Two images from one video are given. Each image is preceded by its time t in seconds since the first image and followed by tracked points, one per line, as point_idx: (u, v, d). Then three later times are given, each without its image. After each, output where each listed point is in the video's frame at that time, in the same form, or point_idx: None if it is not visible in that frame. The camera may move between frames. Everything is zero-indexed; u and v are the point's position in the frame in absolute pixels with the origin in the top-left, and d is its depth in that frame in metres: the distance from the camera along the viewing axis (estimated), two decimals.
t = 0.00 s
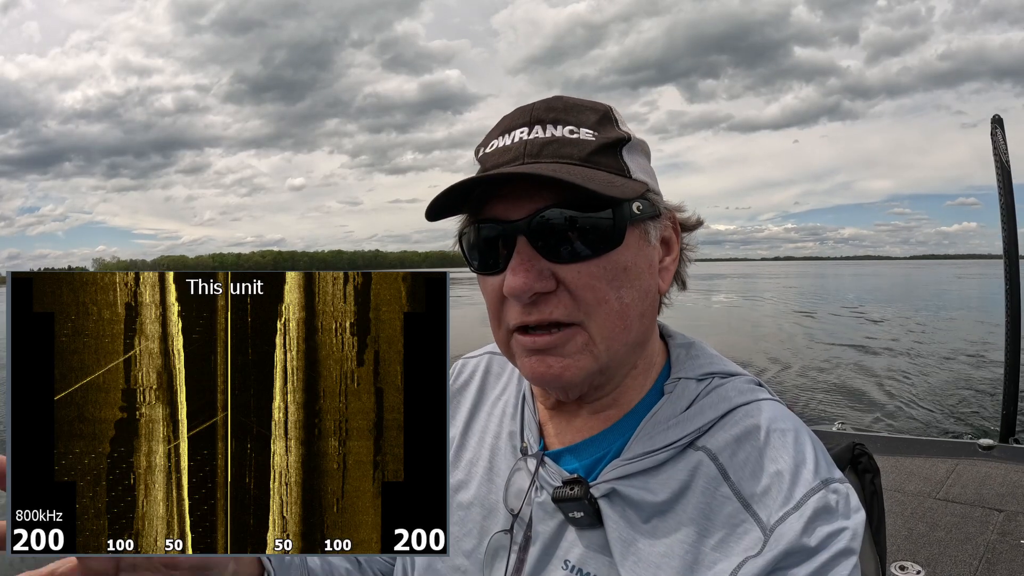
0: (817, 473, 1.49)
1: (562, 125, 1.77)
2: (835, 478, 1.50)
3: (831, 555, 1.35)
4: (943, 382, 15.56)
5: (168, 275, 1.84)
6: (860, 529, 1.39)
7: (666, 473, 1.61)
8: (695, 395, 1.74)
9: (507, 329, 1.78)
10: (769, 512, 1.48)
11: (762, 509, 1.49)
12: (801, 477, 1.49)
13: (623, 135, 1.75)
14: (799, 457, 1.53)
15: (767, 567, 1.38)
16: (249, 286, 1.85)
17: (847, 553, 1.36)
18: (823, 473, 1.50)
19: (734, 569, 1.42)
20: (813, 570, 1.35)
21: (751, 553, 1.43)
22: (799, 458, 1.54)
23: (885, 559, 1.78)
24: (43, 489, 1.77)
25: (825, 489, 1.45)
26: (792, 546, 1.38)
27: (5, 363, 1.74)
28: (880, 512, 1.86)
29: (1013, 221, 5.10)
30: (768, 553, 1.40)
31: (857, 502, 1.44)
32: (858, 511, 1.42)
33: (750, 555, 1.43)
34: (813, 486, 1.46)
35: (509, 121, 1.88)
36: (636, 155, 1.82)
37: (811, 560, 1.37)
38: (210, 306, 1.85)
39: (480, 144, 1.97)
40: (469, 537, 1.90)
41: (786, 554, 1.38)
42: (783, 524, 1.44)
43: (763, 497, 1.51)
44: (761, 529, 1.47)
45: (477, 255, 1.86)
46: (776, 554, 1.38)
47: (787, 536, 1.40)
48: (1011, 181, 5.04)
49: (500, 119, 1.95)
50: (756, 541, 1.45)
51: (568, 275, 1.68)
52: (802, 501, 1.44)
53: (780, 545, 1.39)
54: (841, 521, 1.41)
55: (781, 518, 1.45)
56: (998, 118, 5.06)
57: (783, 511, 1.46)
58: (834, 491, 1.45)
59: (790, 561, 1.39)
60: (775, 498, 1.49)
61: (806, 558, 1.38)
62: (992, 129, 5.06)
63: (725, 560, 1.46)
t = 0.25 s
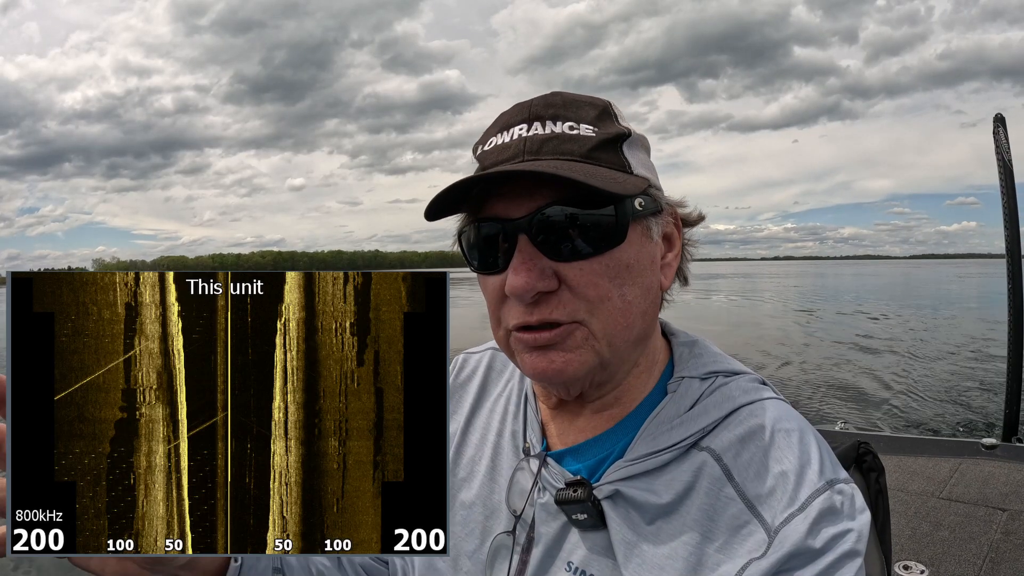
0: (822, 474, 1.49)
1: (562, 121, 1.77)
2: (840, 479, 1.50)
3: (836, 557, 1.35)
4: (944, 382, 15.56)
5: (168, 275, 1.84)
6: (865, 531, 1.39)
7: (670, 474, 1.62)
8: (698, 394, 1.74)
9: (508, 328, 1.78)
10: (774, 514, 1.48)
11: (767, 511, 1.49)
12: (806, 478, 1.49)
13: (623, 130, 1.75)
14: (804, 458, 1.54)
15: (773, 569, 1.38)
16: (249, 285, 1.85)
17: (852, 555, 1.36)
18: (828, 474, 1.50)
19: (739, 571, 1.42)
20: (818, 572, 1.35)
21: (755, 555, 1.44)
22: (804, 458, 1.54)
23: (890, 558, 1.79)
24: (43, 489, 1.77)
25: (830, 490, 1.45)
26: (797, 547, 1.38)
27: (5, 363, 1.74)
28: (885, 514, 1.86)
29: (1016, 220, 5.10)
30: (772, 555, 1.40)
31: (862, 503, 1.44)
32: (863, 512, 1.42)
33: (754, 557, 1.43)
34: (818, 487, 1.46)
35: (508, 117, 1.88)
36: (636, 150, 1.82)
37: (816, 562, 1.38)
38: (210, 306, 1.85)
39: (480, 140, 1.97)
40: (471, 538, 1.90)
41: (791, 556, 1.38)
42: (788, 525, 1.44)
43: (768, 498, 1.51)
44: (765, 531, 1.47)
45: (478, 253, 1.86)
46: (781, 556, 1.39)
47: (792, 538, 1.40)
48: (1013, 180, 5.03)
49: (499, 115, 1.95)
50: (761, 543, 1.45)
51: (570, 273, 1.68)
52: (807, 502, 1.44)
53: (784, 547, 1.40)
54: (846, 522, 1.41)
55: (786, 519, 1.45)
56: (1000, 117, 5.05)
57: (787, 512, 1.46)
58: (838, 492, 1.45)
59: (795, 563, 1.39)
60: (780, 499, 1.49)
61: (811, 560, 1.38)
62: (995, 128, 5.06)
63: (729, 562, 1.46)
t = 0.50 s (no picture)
0: (814, 473, 1.49)
1: (553, 121, 1.78)
2: (833, 478, 1.49)
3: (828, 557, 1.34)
4: (944, 382, 15.55)
5: (168, 274, 1.84)
6: (858, 531, 1.38)
7: (661, 473, 1.62)
8: (690, 393, 1.75)
9: (500, 329, 1.78)
10: (766, 513, 1.48)
11: (759, 510, 1.50)
12: (798, 477, 1.49)
13: (614, 129, 1.76)
14: (796, 456, 1.54)
15: (764, 569, 1.38)
16: (249, 286, 1.85)
17: (844, 556, 1.36)
18: (820, 472, 1.50)
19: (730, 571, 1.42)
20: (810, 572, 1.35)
21: (747, 555, 1.44)
22: (796, 457, 1.54)
23: (884, 559, 1.79)
24: (43, 489, 1.77)
25: (822, 490, 1.45)
26: (788, 547, 1.38)
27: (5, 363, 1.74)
28: (879, 515, 1.85)
29: (1015, 219, 5.11)
30: (764, 554, 1.40)
31: (855, 502, 1.44)
32: (856, 511, 1.41)
33: (746, 556, 1.44)
34: (810, 486, 1.45)
35: (499, 118, 1.88)
36: (628, 150, 1.82)
37: (809, 562, 1.37)
38: (210, 306, 1.85)
39: (471, 141, 1.97)
40: (463, 537, 1.94)
41: (783, 555, 1.38)
42: (780, 525, 1.44)
43: (760, 497, 1.51)
44: (757, 530, 1.47)
45: (471, 254, 1.86)
46: (773, 556, 1.39)
47: (784, 537, 1.40)
48: (1013, 179, 5.04)
49: (489, 116, 1.95)
50: (752, 542, 1.45)
51: (561, 273, 1.68)
52: (799, 502, 1.44)
53: (776, 547, 1.40)
54: (838, 522, 1.41)
55: (778, 518, 1.45)
56: (1000, 116, 5.06)
57: (780, 511, 1.46)
58: (831, 491, 1.45)
59: (788, 563, 1.39)
60: (772, 498, 1.49)
61: (804, 560, 1.38)
62: (994, 127, 5.06)
63: (720, 561, 1.47)
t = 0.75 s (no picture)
0: (800, 483, 1.47)
1: (547, 119, 1.75)
2: (821, 487, 1.47)
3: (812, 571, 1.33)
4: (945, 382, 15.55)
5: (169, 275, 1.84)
6: (845, 544, 1.35)
7: (645, 479, 1.61)
8: (676, 398, 1.75)
9: (493, 329, 1.76)
10: (750, 524, 1.48)
11: (743, 520, 1.50)
12: (784, 487, 1.48)
13: (608, 130, 1.75)
14: (783, 465, 1.52)
15: None
16: (249, 285, 1.85)
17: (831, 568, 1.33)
18: (807, 482, 1.48)
19: None
20: None
21: (729, 566, 1.44)
22: (782, 466, 1.52)
23: (881, 566, 1.76)
24: (43, 489, 1.77)
25: (807, 501, 1.44)
26: (771, 560, 1.38)
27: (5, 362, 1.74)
28: (877, 522, 1.81)
29: (1016, 221, 5.11)
30: (746, 566, 1.40)
31: (843, 512, 1.42)
32: (843, 522, 1.39)
33: (728, 568, 1.44)
34: (795, 497, 1.44)
35: (490, 114, 1.84)
36: (619, 152, 1.82)
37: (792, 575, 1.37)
38: (211, 306, 1.85)
39: (460, 137, 1.93)
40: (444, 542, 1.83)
41: (765, 569, 1.38)
42: (763, 536, 1.44)
43: (744, 507, 1.51)
44: (740, 541, 1.47)
45: (461, 254, 1.84)
46: (754, 568, 1.38)
47: (767, 549, 1.39)
48: (1014, 180, 5.04)
49: (479, 111, 1.91)
50: (735, 553, 1.46)
51: (557, 273, 1.67)
52: (784, 513, 1.43)
53: (758, 560, 1.39)
54: (825, 533, 1.39)
55: (761, 530, 1.45)
56: (1000, 117, 5.06)
57: (763, 523, 1.46)
58: (817, 502, 1.43)
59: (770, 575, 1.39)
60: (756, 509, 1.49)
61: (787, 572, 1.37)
62: (995, 127, 5.07)
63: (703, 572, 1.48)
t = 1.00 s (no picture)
0: (799, 472, 1.51)
1: (562, 122, 1.76)
2: (820, 475, 1.51)
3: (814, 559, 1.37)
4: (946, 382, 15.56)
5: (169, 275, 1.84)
6: (844, 531, 1.39)
7: (647, 471, 1.62)
8: (676, 391, 1.76)
9: (510, 328, 1.76)
10: (751, 513, 1.51)
11: (744, 509, 1.52)
12: (784, 476, 1.51)
13: (620, 134, 1.76)
14: (783, 455, 1.55)
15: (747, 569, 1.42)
16: (249, 286, 1.85)
17: (830, 556, 1.38)
18: (807, 471, 1.51)
19: (713, 571, 1.45)
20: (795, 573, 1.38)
21: (731, 554, 1.47)
22: (782, 456, 1.55)
23: (886, 562, 1.75)
24: (43, 489, 1.77)
25: (807, 489, 1.47)
26: (772, 547, 1.41)
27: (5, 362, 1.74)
28: (881, 519, 1.80)
29: (1019, 220, 5.11)
30: (748, 554, 1.43)
31: (842, 500, 1.45)
32: (843, 509, 1.43)
33: (730, 556, 1.46)
34: (795, 485, 1.48)
35: (503, 114, 1.82)
36: (625, 154, 1.84)
37: (793, 562, 1.40)
38: (210, 306, 1.85)
39: (469, 135, 1.90)
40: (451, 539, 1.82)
41: (767, 556, 1.42)
42: (764, 524, 1.47)
43: (745, 496, 1.54)
44: (741, 529, 1.50)
45: (472, 252, 1.83)
46: (756, 556, 1.42)
47: (768, 537, 1.43)
48: (1016, 180, 5.04)
49: (488, 112, 1.89)
50: (737, 541, 1.48)
51: (577, 272, 1.68)
52: (784, 501, 1.47)
53: (760, 548, 1.42)
54: (825, 521, 1.42)
55: (761, 518, 1.48)
56: (1003, 117, 5.06)
57: (764, 511, 1.49)
58: (817, 490, 1.47)
59: (772, 563, 1.43)
60: (756, 498, 1.52)
61: (789, 559, 1.41)
62: (997, 127, 5.07)
63: (705, 561, 1.50)
